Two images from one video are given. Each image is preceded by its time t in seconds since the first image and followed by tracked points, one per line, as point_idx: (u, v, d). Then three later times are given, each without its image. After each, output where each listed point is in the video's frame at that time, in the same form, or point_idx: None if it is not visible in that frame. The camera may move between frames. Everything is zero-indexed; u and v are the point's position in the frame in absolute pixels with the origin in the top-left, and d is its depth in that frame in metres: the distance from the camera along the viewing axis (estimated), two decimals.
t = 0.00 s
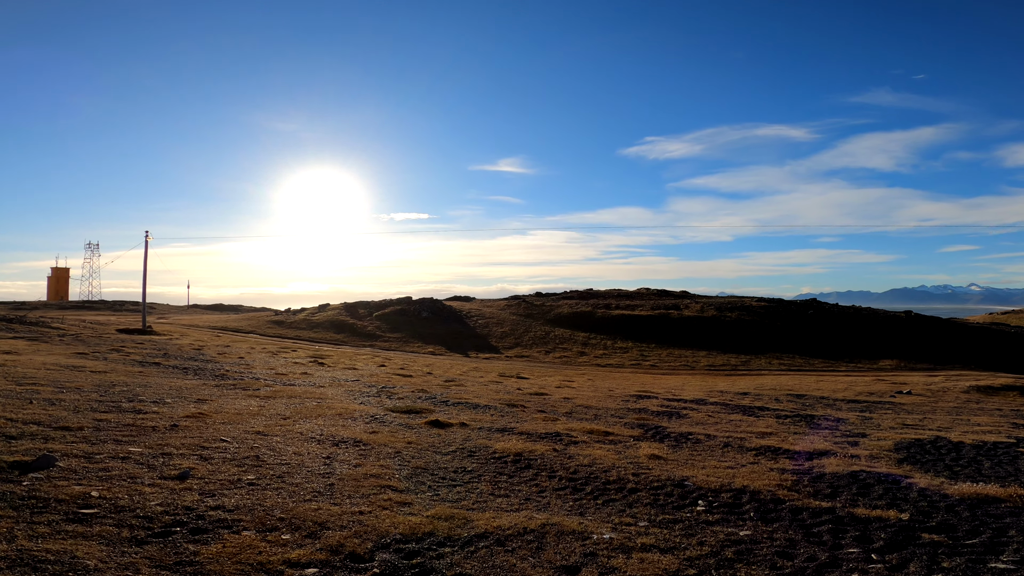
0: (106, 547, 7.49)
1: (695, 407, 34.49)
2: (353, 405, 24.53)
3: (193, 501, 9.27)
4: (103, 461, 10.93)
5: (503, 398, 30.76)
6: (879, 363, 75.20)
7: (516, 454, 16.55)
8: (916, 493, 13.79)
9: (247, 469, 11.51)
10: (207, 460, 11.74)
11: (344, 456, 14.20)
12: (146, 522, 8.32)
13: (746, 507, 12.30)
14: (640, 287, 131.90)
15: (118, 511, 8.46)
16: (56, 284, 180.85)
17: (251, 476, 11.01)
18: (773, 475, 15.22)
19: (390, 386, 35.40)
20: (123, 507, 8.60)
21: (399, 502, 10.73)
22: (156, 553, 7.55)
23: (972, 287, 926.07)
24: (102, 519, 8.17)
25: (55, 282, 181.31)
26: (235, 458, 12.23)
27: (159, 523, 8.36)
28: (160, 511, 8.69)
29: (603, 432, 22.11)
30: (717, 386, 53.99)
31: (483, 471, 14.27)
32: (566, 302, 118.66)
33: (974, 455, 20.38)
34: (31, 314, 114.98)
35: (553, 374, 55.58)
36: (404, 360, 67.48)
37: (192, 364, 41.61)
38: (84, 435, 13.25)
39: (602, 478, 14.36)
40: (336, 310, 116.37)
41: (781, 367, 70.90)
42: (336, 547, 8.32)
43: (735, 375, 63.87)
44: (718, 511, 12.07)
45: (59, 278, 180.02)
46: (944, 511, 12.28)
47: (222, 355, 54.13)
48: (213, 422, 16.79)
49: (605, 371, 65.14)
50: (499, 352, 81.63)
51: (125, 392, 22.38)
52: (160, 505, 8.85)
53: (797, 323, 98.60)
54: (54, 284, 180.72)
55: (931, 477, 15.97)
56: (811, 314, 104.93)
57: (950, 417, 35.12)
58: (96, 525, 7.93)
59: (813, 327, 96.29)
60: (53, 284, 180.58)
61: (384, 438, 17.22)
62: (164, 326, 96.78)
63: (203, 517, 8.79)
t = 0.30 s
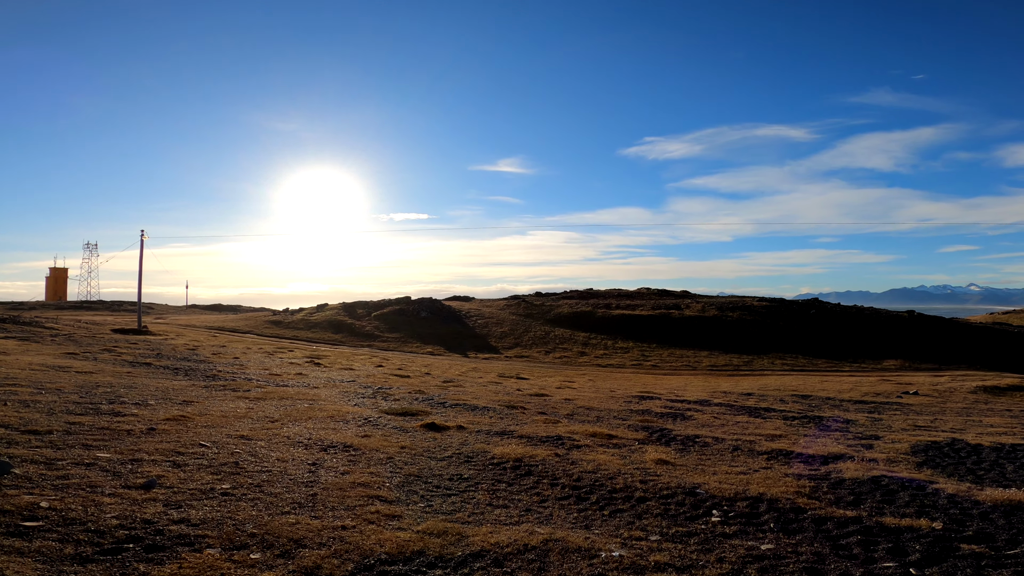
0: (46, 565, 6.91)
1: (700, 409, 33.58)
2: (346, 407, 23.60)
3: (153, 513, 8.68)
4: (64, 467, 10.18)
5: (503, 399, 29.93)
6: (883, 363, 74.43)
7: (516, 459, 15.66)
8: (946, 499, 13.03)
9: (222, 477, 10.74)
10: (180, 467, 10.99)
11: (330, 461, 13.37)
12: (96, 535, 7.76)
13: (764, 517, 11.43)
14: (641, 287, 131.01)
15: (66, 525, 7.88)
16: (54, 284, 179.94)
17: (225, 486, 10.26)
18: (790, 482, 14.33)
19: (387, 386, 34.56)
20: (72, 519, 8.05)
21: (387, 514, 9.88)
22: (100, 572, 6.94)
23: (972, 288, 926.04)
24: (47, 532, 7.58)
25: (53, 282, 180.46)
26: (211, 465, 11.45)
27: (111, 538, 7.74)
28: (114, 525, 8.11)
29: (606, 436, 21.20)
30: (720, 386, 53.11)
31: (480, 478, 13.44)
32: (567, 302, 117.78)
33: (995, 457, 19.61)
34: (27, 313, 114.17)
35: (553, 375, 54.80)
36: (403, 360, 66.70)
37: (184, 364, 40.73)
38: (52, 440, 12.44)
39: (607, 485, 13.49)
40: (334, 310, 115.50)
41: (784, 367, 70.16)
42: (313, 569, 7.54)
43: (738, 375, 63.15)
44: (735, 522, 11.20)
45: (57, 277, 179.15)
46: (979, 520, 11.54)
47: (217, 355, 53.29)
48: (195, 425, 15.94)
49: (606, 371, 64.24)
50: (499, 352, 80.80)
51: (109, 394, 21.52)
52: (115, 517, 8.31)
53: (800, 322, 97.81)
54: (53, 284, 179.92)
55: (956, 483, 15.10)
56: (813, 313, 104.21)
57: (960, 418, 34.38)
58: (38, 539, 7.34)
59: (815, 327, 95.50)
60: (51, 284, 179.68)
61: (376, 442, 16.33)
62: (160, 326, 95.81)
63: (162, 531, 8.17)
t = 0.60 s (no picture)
0: None
1: (706, 411, 32.67)
2: (340, 409, 22.67)
3: (110, 528, 8.01)
4: (22, 475, 9.45)
5: (503, 401, 29.10)
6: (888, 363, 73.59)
7: (517, 467, 14.78)
8: (979, 507, 12.29)
9: (195, 487, 9.99)
10: (151, 476, 10.24)
11: (317, 468, 12.52)
12: (40, 551, 7.12)
13: (786, 530, 10.63)
14: (642, 287, 130.13)
15: (9, 540, 7.24)
16: (54, 284, 179.27)
17: (196, 497, 9.53)
18: (808, 489, 13.49)
19: (384, 388, 33.73)
20: (17, 533, 7.41)
21: (376, 531, 9.09)
22: None
23: (973, 288, 924.85)
24: None
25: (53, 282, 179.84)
26: (185, 473, 10.68)
27: (56, 555, 7.09)
28: (63, 541, 7.46)
29: (610, 440, 20.31)
30: (723, 387, 52.24)
31: (479, 487, 12.61)
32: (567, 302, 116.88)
33: (1017, 462, 18.83)
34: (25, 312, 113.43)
35: (554, 375, 54.00)
36: (402, 360, 65.89)
37: (177, 365, 39.86)
38: (18, 445, 11.64)
39: (614, 495, 12.61)
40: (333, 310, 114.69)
41: (788, 367, 69.30)
42: None
43: (741, 376, 62.32)
44: (756, 535, 10.37)
45: (56, 277, 178.47)
46: (1019, 529, 10.84)
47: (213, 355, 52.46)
48: (176, 429, 15.12)
49: (608, 371, 63.35)
50: (499, 352, 79.94)
51: (92, 395, 20.69)
52: (66, 532, 7.66)
53: (803, 322, 96.98)
54: (53, 283, 179.33)
55: (984, 490, 14.30)
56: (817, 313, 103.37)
57: (972, 420, 33.55)
58: None
59: (819, 327, 94.65)
60: (51, 284, 178.87)
61: (369, 447, 15.48)
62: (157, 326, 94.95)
63: (117, 549, 7.51)
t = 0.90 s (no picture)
0: None
1: (715, 413, 31.69)
2: (335, 410, 21.74)
3: (60, 542, 7.48)
4: None
5: (505, 401, 28.26)
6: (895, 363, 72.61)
7: (522, 472, 13.94)
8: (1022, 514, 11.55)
9: (164, 496, 9.35)
10: (120, 483, 9.60)
11: (306, 475, 11.71)
12: None
13: (819, 541, 9.98)
14: (645, 287, 129.15)
15: None
16: (57, 284, 178.96)
17: (163, 508, 8.92)
18: (835, 496, 12.64)
19: (384, 388, 32.90)
20: None
21: (366, 552, 8.32)
22: None
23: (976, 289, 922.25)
24: None
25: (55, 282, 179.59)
26: (156, 480, 9.99)
27: None
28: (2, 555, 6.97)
29: (618, 443, 19.38)
30: (729, 388, 51.21)
31: (481, 497, 11.83)
32: (570, 301, 115.88)
33: None
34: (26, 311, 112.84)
35: (557, 375, 53.16)
36: (403, 360, 65.11)
37: (172, 364, 39.07)
38: None
39: (624, 505, 11.80)
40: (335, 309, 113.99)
41: (794, 367, 68.34)
42: None
43: (747, 376, 61.42)
44: (785, 549, 9.69)
45: (60, 276, 178.16)
46: None
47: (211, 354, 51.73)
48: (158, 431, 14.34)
49: (612, 372, 62.33)
50: (501, 352, 79.04)
51: (76, 396, 19.92)
52: (7, 546, 7.14)
53: (808, 322, 96.00)
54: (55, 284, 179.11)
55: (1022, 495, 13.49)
56: (822, 313, 102.31)
57: (989, 421, 32.63)
58: None
59: (824, 327, 93.65)
60: (52, 284, 178.03)
61: (364, 452, 14.68)
62: (157, 326, 94.22)
63: (64, 566, 7.01)
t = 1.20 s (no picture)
0: None
1: (723, 414, 30.73)
2: (330, 413, 20.78)
3: None
4: None
5: (507, 403, 27.39)
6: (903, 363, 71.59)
7: (525, 482, 13.03)
8: None
9: (127, 510, 8.67)
10: (82, 497, 8.91)
11: (291, 486, 10.89)
12: None
13: (856, 558, 9.23)
14: (647, 287, 128.21)
15: None
16: (57, 284, 178.17)
17: (123, 524, 8.25)
18: (865, 506, 11.81)
19: (382, 389, 32.06)
20: None
21: None
22: None
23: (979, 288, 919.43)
24: None
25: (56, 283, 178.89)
26: (122, 492, 9.29)
27: None
28: None
29: (626, 448, 18.45)
30: (735, 388, 50.19)
31: (482, 509, 11.02)
32: (572, 301, 114.92)
33: None
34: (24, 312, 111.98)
35: (559, 376, 52.30)
36: (403, 360, 64.31)
37: (166, 365, 38.17)
38: None
39: (634, 518, 10.97)
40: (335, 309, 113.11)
41: (800, 367, 67.39)
42: None
43: (753, 376, 60.50)
44: (819, 567, 8.91)
45: (59, 277, 177.29)
46: None
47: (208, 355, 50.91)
48: (137, 437, 13.52)
49: (615, 372, 61.33)
50: (503, 352, 78.18)
51: (58, 399, 19.06)
52: None
53: (813, 321, 95.06)
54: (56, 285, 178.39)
55: None
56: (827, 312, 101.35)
57: (1005, 422, 31.72)
58: None
59: (829, 326, 92.67)
60: (53, 284, 177.25)
61: (358, 459, 13.82)
62: (155, 326, 93.28)
63: None
